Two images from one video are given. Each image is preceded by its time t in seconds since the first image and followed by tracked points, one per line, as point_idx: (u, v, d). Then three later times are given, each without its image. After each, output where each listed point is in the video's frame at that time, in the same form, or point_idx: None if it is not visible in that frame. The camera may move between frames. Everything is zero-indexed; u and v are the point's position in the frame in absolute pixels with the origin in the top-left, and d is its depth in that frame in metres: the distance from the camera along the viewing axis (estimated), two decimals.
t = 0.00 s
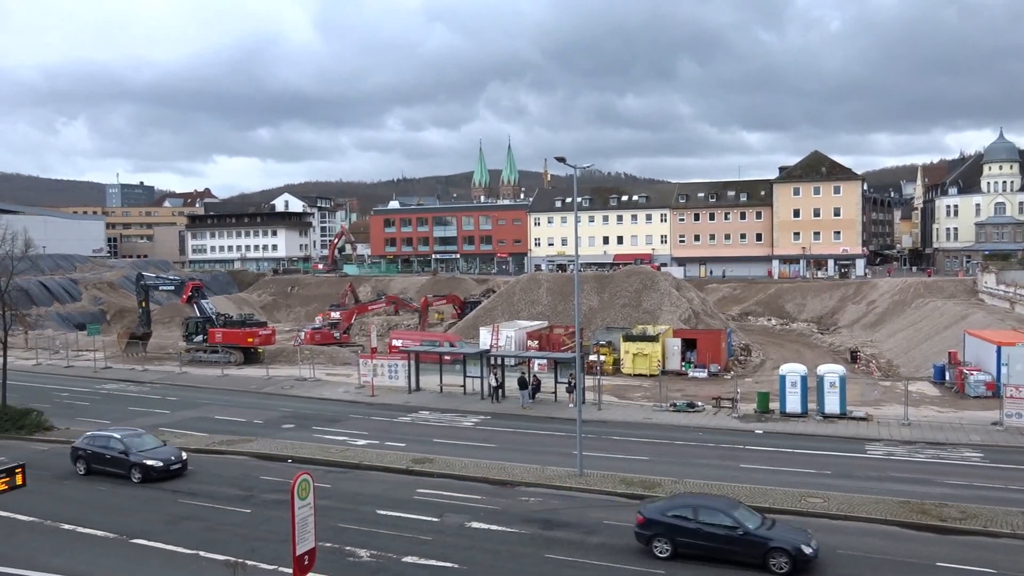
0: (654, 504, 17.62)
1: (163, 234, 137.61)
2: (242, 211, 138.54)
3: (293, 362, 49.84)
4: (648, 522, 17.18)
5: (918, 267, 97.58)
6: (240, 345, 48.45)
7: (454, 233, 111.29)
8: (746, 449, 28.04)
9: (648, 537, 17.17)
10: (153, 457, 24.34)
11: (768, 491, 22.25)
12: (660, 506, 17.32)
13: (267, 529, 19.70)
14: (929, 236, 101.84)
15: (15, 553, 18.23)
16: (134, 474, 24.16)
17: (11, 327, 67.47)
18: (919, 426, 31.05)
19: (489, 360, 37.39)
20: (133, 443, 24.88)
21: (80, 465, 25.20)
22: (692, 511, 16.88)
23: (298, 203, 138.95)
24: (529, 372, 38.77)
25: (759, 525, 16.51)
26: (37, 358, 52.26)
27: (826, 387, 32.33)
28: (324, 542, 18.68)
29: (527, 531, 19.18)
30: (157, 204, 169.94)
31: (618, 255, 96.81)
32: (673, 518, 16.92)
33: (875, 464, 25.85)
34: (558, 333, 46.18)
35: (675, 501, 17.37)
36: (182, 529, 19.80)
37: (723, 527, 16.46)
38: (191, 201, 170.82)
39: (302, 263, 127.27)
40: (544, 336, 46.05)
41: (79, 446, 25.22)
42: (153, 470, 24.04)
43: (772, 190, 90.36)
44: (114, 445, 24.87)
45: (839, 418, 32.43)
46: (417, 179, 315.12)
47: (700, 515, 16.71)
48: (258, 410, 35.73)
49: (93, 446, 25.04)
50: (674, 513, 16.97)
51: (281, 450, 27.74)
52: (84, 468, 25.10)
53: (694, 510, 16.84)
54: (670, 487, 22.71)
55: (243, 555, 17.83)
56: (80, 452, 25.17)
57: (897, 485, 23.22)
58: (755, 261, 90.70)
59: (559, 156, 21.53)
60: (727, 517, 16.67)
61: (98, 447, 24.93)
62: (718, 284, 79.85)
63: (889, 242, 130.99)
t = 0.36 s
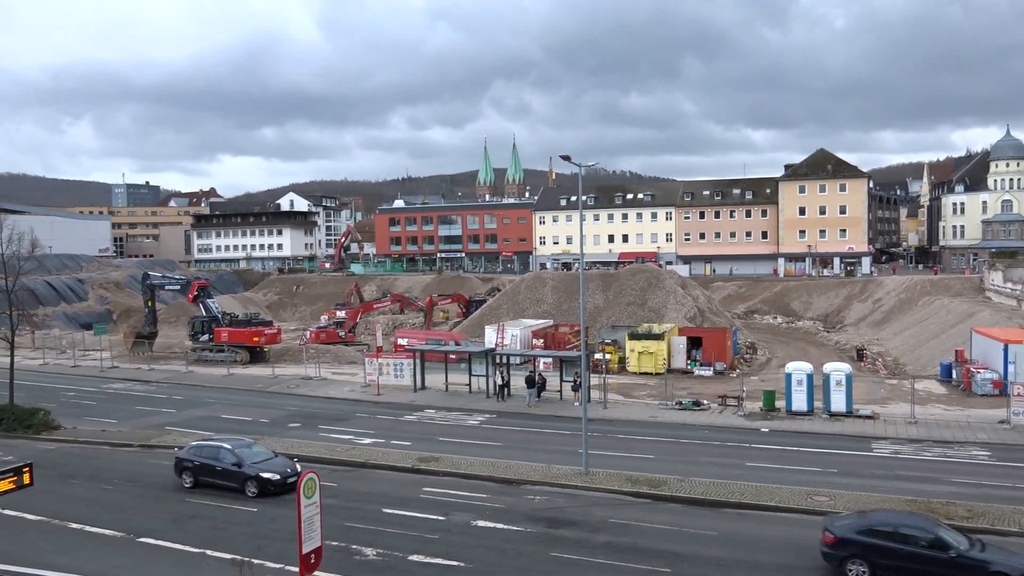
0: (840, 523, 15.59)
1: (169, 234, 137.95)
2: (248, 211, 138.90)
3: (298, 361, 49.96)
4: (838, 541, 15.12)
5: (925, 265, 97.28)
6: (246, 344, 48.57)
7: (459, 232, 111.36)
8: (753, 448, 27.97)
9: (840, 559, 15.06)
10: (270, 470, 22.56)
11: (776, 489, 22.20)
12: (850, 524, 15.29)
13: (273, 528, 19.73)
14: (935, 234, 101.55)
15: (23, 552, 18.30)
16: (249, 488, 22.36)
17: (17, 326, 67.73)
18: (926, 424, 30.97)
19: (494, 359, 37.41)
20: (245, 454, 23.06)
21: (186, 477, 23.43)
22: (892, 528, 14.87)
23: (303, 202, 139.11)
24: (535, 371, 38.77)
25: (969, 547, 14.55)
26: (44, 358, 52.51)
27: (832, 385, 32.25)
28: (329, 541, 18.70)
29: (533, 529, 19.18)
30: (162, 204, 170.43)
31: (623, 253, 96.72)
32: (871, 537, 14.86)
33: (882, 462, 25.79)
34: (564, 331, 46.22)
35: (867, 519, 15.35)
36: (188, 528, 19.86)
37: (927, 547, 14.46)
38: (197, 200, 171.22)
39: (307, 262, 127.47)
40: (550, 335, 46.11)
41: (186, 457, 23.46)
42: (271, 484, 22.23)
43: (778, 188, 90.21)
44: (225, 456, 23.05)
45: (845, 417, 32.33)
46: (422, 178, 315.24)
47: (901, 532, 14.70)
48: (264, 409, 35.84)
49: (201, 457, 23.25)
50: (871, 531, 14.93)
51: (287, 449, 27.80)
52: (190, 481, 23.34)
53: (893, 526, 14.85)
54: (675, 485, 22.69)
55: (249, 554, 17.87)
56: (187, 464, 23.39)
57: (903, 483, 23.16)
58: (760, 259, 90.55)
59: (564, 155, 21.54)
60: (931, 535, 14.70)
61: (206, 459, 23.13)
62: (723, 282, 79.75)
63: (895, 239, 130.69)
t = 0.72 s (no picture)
0: None
1: (174, 230, 138.28)
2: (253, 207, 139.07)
3: (303, 358, 50.02)
4: None
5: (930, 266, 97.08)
6: (251, 341, 48.68)
7: (464, 230, 111.39)
8: (757, 448, 27.93)
9: None
10: (401, 483, 20.78)
11: (780, 489, 22.17)
12: None
13: (277, 525, 19.78)
14: (941, 235, 101.28)
15: (28, 546, 18.42)
16: (380, 503, 20.63)
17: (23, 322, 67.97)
18: (931, 425, 30.89)
19: (498, 358, 37.43)
20: (372, 466, 21.29)
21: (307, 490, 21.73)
22: None
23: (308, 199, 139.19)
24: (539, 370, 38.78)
25: None
26: (49, 353, 52.69)
27: (837, 386, 32.18)
28: (333, 537, 18.76)
29: (536, 528, 19.19)
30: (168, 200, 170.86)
31: (628, 252, 96.63)
32: None
33: (886, 463, 25.76)
34: (568, 330, 46.25)
35: None
36: (192, 523, 19.94)
37: None
38: (202, 197, 171.63)
39: (312, 259, 127.53)
40: (554, 333, 46.13)
41: (304, 468, 21.72)
42: (404, 498, 20.44)
43: (783, 188, 90.01)
44: (350, 469, 21.27)
45: (849, 417, 32.28)
46: (427, 176, 315.37)
47: None
48: (269, 406, 35.91)
49: (323, 469, 21.53)
50: None
51: (291, 446, 27.84)
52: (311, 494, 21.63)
53: None
54: (679, 484, 22.70)
55: (253, 550, 17.93)
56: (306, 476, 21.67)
57: (906, 484, 23.12)
58: (766, 259, 90.39)
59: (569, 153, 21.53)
60: None
61: (330, 471, 21.39)
62: (728, 282, 79.67)
63: (901, 240, 130.36)
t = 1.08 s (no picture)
0: None
1: (180, 227, 138.66)
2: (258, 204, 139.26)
3: (308, 356, 50.12)
4: None
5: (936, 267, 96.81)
6: (256, 339, 48.77)
7: (470, 228, 111.44)
8: (761, 448, 27.89)
9: None
10: (555, 501, 18.71)
11: (785, 490, 22.12)
12: None
13: (281, 522, 19.83)
14: (948, 236, 100.98)
15: (33, 541, 18.49)
16: (535, 523, 18.50)
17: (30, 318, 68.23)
18: (936, 427, 30.78)
19: (503, 357, 37.43)
20: (521, 482, 19.23)
21: (446, 508, 19.64)
22: None
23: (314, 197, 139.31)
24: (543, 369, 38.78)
25: None
26: (56, 349, 52.88)
27: (842, 386, 32.09)
28: (337, 535, 18.77)
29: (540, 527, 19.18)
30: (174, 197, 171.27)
31: (634, 252, 96.54)
32: None
33: (891, 464, 25.71)
34: (573, 330, 46.27)
35: None
36: (197, 520, 19.98)
37: None
38: (209, 195, 171.96)
39: (317, 258, 127.71)
40: (559, 333, 46.19)
41: (443, 484, 19.64)
42: (561, 519, 18.35)
43: (790, 188, 89.80)
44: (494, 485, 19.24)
45: (854, 418, 32.21)
46: (433, 174, 315.62)
47: None
48: (274, 403, 36.00)
49: (465, 485, 19.47)
50: None
51: (296, 444, 27.86)
52: (452, 513, 19.53)
53: None
54: (683, 484, 22.67)
55: (257, 547, 17.97)
56: (445, 493, 19.59)
57: (911, 485, 23.06)
58: (771, 259, 90.22)
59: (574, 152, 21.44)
60: None
61: (473, 487, 19.34)
62: (734, 281, 79.59)
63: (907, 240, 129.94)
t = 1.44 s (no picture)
0: None
1: (187, 227, 138.98)
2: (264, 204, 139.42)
3: (314, 356, 50.21)
4: None
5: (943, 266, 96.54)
6: (262, 338, 48.87)
7: (475, 228, 111.51)
8: (767, 449, 27.85)
9: None
10: (742, 526, 16.89)
11: (790, 491, 22.08)
12: None
13: (286, 521, 19.86)
14: (955, 236, 100.67)
15: (39, 539, 18.56)
16: (720, 550, 16.66)
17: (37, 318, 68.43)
18: (943, 427, 30.69)
19: (509, 357, 37.45)
20: (698, 504, 17.43)
21: (613, 532, 17.73)
22: None
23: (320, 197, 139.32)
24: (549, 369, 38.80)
25: None
26: (63, 349, 53.02)
27: (848, 387, 32.02)
28: (343, 535, 18.78)
29: (545, 527, 19.17)
30: (180, 197, 171.54)
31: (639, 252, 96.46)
32: None
33: (897, 465, 25.63)
34: (578, 330, 46.21)
35: None
36: (203, 520, 20.01)
37: None
38: (215, 195, 172.41)
39: (323, 257, 127.92)
40: (564, 333, 46.17)
41: (610, 506, 17.75)
42: (751, 546, 16.53)
43: (796, 188, 89.60)
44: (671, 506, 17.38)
45: (861, 418, 32.11)
46: (439, 175, 315.80)
47: None
48: (279, 403, 36.05)
49: (635, 506, 17.60)
50: None
51: (301, 443, 27.89)
52: (620, 537, 17.62)
53: None
54: (689, 485, 22.65)
55: (263, 546, 18.00)
56: (612, 515, 17.71)
57: (918, 487, 22.98)
58: (778, 260, 90.06)
59: (579, 153, 21.48)
60: None
61: (644, 508, 17.48)
62: (740, 282, 79.46)
63: (914, 241, 129.53)
